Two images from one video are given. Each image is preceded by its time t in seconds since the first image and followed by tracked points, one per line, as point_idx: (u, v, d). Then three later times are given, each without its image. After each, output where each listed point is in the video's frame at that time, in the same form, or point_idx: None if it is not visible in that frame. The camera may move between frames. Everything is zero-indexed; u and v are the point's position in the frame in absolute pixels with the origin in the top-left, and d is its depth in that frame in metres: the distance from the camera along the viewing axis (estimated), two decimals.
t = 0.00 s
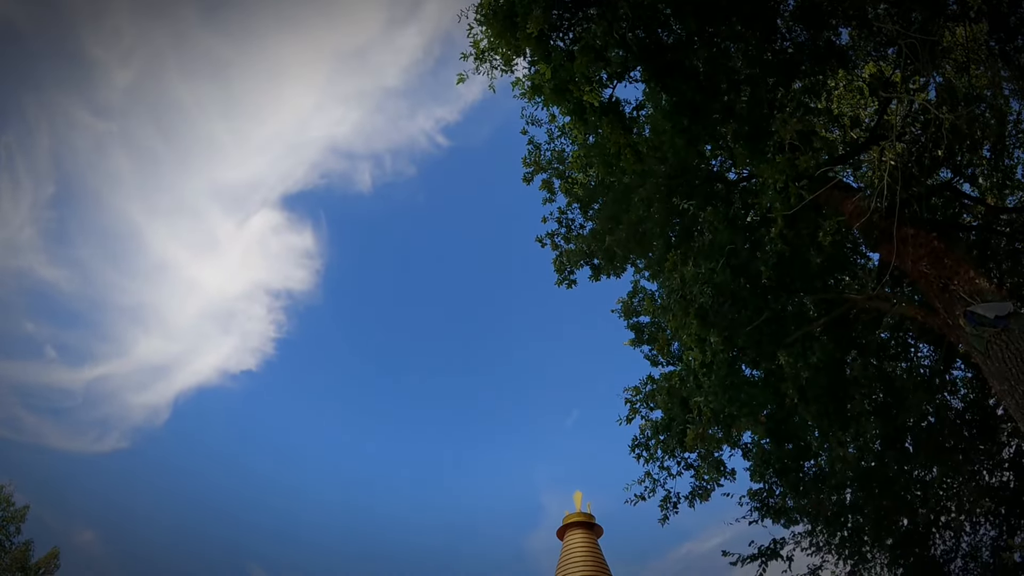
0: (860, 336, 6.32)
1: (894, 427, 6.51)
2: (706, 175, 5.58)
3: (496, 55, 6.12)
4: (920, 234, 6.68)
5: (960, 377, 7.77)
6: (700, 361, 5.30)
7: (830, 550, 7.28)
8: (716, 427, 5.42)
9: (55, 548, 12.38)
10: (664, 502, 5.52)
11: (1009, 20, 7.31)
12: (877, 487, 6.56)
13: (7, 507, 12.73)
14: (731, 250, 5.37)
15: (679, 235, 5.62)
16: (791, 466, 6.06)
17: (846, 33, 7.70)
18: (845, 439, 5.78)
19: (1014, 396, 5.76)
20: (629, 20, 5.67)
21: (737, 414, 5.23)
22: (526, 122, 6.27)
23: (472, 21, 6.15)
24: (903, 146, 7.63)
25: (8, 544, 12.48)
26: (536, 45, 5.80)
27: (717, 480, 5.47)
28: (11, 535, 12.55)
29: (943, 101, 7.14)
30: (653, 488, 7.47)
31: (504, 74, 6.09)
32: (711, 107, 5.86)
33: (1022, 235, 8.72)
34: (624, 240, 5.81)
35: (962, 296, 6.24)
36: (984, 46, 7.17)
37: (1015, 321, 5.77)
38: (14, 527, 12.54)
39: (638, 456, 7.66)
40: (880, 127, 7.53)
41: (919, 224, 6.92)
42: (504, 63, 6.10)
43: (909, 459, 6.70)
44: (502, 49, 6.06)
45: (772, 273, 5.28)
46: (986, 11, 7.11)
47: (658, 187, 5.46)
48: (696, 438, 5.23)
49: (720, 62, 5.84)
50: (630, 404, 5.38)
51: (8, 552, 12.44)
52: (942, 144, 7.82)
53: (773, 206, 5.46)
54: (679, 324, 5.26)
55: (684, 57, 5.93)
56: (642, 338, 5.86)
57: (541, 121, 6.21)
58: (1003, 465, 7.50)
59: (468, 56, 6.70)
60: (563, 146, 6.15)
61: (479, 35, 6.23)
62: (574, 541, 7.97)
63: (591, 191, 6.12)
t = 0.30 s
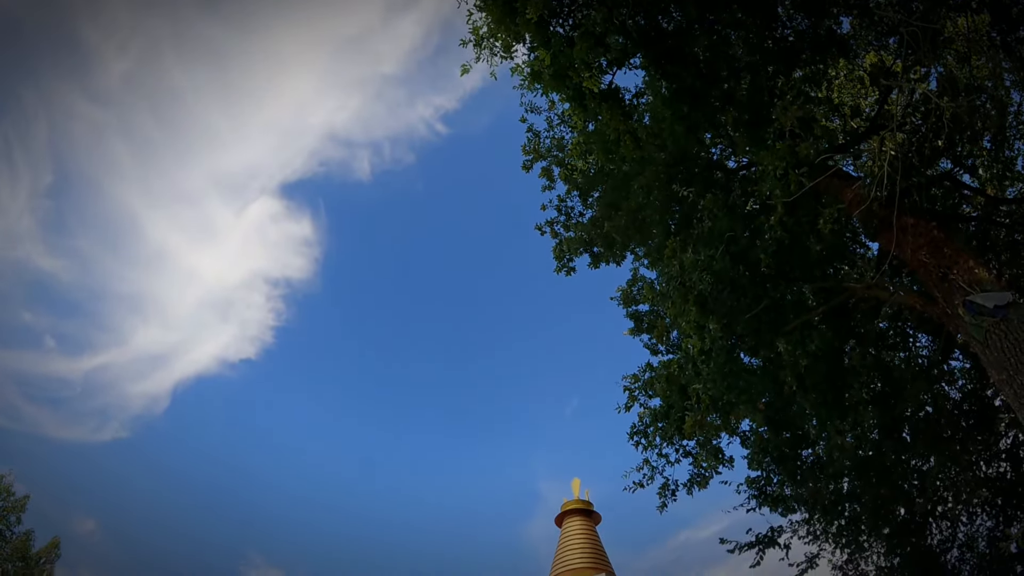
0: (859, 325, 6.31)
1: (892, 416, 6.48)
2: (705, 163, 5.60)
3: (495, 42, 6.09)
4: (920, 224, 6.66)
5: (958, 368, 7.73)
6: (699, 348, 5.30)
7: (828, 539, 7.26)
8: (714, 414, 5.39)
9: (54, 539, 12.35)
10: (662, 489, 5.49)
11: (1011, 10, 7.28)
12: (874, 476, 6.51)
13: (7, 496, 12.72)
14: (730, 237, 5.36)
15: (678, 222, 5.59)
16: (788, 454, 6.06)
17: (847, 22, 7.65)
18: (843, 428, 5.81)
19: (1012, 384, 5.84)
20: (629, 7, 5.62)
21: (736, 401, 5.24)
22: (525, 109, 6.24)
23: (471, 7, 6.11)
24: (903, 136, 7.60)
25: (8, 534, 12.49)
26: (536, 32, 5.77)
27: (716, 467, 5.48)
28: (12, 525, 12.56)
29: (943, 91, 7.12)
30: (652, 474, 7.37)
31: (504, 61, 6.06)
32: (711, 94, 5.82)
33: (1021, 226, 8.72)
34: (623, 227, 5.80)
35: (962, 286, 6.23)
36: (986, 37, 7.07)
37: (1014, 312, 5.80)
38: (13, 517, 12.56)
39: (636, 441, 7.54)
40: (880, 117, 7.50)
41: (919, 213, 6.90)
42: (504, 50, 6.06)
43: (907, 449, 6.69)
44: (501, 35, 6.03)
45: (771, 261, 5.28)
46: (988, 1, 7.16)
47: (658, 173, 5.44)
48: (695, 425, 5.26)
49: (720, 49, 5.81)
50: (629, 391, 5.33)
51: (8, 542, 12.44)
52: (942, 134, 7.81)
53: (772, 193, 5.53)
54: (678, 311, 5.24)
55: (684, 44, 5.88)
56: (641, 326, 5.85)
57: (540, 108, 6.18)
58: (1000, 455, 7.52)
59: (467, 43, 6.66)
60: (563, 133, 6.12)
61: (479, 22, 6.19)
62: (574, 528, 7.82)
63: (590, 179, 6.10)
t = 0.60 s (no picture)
0: (858, 313, 6.30)
1: (889, 404, 6.47)
2: (705, 149, 5.69)
3: (495, 26, 6.06)
4: (919, 212, 6.66)
5: (956, 357, 7.68)
6: (698, 333, 5.32)
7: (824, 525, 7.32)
8: (712, 400, 5.31)
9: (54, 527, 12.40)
10: (659, 476, 5.44)
11: None
12: (870, 463, 6.39)
13: (7, 484, 12.75)
14: (729, 223, 5.36)
15: (677, 208, 5.61)
16: (786, 440, 6.02)
17: (848, 9, 7.61)
18: (841, 415, 5.85)
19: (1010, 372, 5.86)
20: None
21: (733, 387, 5.18)
22: (524, 95, 6.21)
23: None
24: (903, 124, 7.58)
25: (8, 522, 12.53)
26: (536, 16, 5.75)
27: (714, 452, 5.44)
28: (12, 513, 12.60)
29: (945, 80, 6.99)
30: (651, 461, 7.29)
31: (503, 46, 6.03)
32: (711, 79, 5.79)
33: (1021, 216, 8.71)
34: (621, 212, 5.76)
35: (960, 274, 6.24)
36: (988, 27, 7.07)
37: (1012, 300, 5.80)
38: (13, 505, 12.57)
39: (630, 426, 7.34)
40: (881, 105, 7.48)
41: (918, 201, 6.90)
42: (503, 34, 6.03)
43: (903, 436, 6.71)
44: (501, 19, 6.00)
45: (770, 246, 5.27)
46: None
47: (657, 159, 5.45)
48: (693, 411, 5.25)
49: (720, 34, 5.78)
50: (628, 377, 5.33)
51: (8, 530, 12.47)
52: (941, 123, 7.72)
53: (772, 179, 5.56)
54: (677, 296, 5.24)
55: (684, 29, 5.85)
56: (639, 313, 5.84)
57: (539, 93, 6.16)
58: (996, 445, 7.51)
59: (467, 28, 6.63)
60: (562, 118, 6.10)
61: (479, 6, 6.15)
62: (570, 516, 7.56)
63: (589, 164, 6.07)
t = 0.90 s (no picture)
0: (855, 299, 6.32)
1: (885, 390, 6.46)
2: (705, 133, 5.66)
3: (495, 8, 6.02)
4: (918, 198, 6.66)
5: (954, 344, 7.65)
6: (695, 316, 5.28)
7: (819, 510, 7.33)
8: (709, 382, 5.33)
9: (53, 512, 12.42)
10: (656, 458, 5.44)
11: None
12: (866, 448, 6.37)
13: (6, 469, 12.77)
14: (728, 206, 5.38)
15: (675, 191, 5.62)
16: (783, 425, 6.01)
17: None
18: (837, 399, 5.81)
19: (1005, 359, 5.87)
20: None
21: (730, 370, 5.19)
22: (523, 77, 6.18)
23: None
24: (903, 111, 7.56)
25: (7, 508, 12.55)
26: None
27: (711, 435, 5.44)
28: (12, 498, 12.62)
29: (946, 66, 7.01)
30: (647, 444, 7.09)
31: (503, 28, 6.00)
32: (711, 62, 5.76)
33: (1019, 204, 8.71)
34: (618, 194, 5.82)
35: (958, 261, 6.25)
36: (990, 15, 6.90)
37: (1010, 288, 5.80)
38: (13, 490, 12.63)
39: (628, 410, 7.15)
40: (881, 91, 7.45)
41: (917, 187, 6.88)
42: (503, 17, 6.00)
43: (899, 422, 6.72)
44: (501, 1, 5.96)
45: (769, 229, 5.25)
46: None
47: (656, 142, 5.44)
48: (689, 394, 5.29)
49: (721, 17, 5.74)
50: (625, 360, 5.33)
51: (8, 515, 12.49)
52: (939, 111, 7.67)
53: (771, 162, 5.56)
54: (675, 279, 5.26)
55: (685, 12, 5.81)
56: (637, 296, 5.83)
57: (538, 76, 6.12)
58: (991, 433, 7.55)
59: (467, 11, 6.59)
60: (561, 101, 6.07)
61: None
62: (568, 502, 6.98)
63: (588, 147, 6.06)
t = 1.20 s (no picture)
0: (853, 282, 6.34)
1: (880, 373, 6.48)
2: (704, 113, 5.64)
3: None
4: (917, 181, 6.65)
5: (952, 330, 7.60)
6: (692, 297, 5.24)
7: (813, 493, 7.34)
8: (706, 362, 5.37)
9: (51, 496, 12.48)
10: (652, 438, 5.44)
11: None
12: (861, 431, 6.31)
13: (6, 452, 12.81)
14: (726, 187, 5.37)
15: (673, 171, 5.60)
16: (778, 406, 6.00)
17: None
18: (832, 381, 5.89)
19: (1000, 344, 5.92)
20: None
21: (727, 350, 5.24)
22: (521, 57, 6.13)
23: None
24: (903, 95, 7.53)
25: (7, 491, 12.61)
26: None
27: (706, 416, 5.44)
28: (11, 482, 12.67)
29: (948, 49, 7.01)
30: (645, 423, 6.94)
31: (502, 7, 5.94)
32: (711, 42, 5.72)
33: (1018, 190, 8.70)
34: (615, 173, 5.81)
35: (956, 245, 6.23)
36: None
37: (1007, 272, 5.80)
38: (13, 473, 12.68)
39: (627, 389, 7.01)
40: (881, 75, 7.41)
41: (916, 171, 6.86)
42: None
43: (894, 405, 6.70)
44: None
45: (766, 210, 5.32)
46: None
47: (654, 121, 5.42)
48: (686, 374, 5.22)
49: None
50: (621, 340, 5.34)
51: (8, 499, 12.52)
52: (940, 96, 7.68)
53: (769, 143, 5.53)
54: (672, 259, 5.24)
55: None
56: (635, 277, 5.83)
57: (537, 55, 6.07)
58: (985, 419, 7.53)
59: None
60: (559, 80, 6.03)
61: None
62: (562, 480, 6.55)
63: (586, 126, 6.04)
